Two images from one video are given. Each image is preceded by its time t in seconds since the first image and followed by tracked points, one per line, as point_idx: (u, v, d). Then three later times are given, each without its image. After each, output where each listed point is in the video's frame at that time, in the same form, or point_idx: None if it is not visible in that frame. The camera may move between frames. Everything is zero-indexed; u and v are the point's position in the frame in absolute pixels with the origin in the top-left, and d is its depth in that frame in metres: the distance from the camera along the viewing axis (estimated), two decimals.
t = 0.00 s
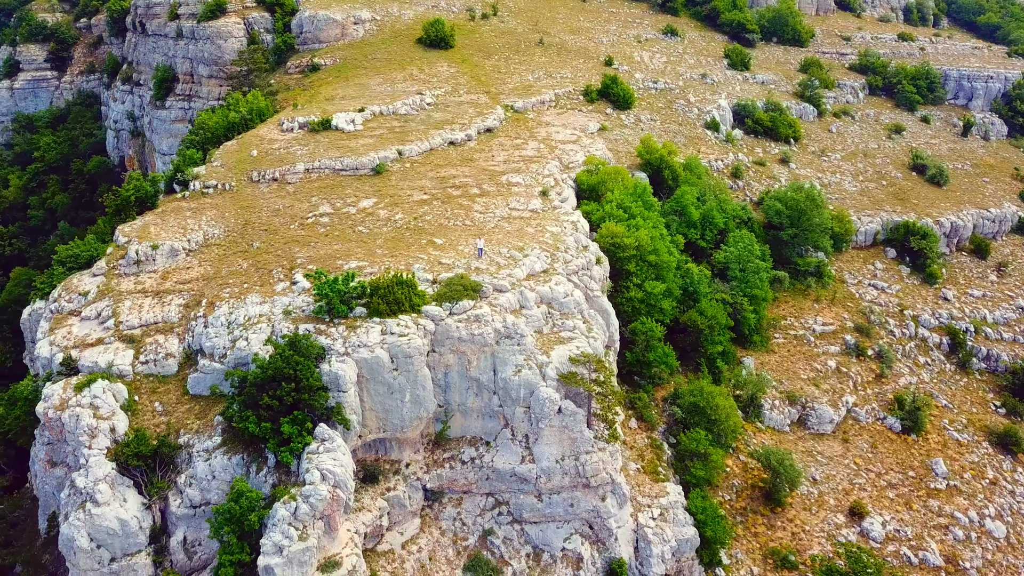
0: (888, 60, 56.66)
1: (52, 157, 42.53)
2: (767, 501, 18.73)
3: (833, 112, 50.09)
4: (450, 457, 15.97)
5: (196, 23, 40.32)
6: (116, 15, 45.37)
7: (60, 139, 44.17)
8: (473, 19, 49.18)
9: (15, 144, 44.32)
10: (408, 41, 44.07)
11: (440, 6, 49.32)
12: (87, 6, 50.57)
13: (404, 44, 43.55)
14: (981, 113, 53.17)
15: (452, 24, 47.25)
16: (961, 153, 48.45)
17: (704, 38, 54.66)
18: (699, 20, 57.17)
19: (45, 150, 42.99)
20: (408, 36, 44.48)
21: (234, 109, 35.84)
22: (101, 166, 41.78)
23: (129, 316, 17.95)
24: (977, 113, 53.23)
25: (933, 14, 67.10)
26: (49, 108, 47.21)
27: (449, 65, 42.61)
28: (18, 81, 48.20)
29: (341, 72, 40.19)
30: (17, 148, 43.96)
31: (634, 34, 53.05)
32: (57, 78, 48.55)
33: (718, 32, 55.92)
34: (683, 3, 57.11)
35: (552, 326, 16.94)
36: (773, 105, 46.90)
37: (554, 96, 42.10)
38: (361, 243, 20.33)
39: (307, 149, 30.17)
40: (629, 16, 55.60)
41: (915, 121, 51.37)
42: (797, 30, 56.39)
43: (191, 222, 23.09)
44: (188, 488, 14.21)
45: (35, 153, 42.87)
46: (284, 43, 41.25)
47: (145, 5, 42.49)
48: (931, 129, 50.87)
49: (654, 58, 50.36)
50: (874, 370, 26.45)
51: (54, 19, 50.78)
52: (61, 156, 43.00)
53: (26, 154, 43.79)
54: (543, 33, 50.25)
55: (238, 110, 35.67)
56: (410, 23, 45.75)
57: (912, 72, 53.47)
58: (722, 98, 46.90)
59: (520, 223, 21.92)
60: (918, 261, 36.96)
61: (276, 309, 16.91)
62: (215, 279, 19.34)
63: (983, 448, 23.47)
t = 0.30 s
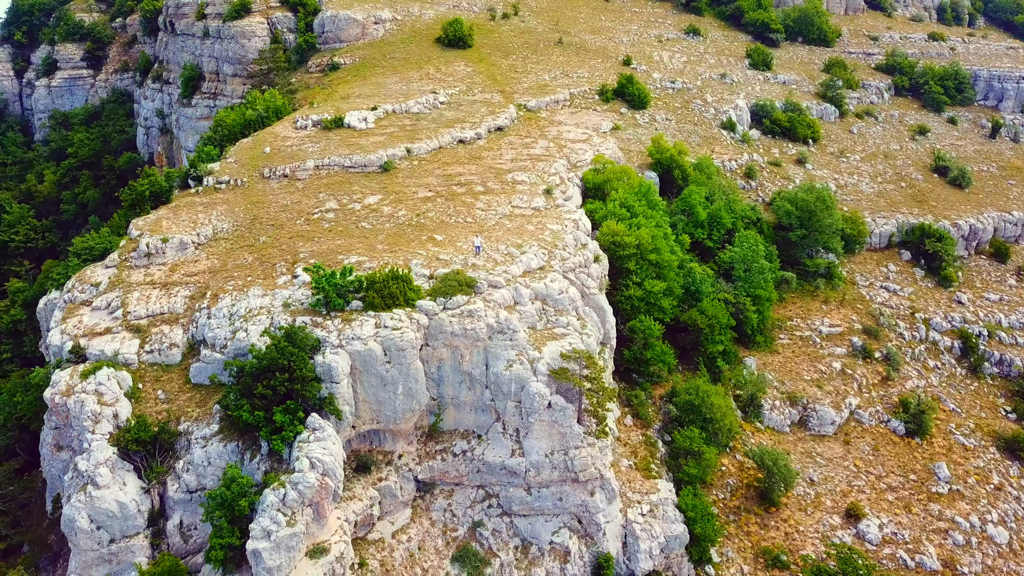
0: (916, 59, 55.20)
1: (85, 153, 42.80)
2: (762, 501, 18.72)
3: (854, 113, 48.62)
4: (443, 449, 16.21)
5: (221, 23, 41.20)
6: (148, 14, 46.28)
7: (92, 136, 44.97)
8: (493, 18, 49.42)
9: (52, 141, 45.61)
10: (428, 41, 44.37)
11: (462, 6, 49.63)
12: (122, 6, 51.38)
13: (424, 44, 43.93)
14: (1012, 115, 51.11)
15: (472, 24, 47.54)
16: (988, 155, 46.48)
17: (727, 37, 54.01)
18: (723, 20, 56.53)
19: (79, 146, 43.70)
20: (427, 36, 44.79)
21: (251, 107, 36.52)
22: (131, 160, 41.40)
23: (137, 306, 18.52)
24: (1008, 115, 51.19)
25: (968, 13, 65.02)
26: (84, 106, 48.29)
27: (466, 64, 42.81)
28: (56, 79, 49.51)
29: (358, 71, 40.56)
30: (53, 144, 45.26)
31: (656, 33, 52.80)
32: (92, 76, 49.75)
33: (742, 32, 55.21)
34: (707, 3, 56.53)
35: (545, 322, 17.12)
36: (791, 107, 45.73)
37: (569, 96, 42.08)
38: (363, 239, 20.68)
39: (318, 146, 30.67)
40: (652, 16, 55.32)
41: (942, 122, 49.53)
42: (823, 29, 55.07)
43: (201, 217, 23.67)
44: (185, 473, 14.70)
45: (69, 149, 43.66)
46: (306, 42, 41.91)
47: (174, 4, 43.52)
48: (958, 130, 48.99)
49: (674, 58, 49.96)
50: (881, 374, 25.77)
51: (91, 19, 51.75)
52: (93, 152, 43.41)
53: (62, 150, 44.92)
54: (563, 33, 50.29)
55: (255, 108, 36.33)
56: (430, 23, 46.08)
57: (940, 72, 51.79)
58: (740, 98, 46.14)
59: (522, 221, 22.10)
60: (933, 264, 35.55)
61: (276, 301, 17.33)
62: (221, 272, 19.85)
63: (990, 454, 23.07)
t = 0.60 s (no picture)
0: (938, 60, 54.21)
1: (110, 150, 44.00)
2: (752, 500, 18.75)
3: (873, 113, 48.05)
4: (431, 442, 16.44)
5: (241, 23, 41.93)
6: (175, 13, 46.99)
7: (119, 134, 45.93)
8: (508, 18, 49.65)
9: (81, 137, 46.51)
10: (442, 40, 44.68)
11: (478, 6, 49.90)
12: (150, 6, 51.75)
13: (438, 43, 44.24)
14: None
15: (486, 24, 47.82)
16: (1009, 157, 45.62)
17: (744, 37, 53.61)
18: (742, 20, 56.04)
19: (105, 143, 44.68)
20: (442, 36, 45.07)
21: (263, 105, 37.08)
22: (155, 156, 43.12)
23: (141, 298, 19.00)
24: None
25: (995, 13, 63.83)
26: (112, 103, 49.12)
27: (479, 64, 43.03)
28: (85, 77, 50.30)
29: (372, 70, 40.90)
30: (82, 140, 46.16)
31: (672, 33, 52.60)
32: (120, 74, 50.32)
33: (760, 32, 54.67)
34: (726, 2, 56.11)
35: (536, 318, 17.28)
36: (805, 106, 45.35)
37: (579, 95, 42.11)
38: (361, 235, 20.98)
39: (324, 144, 31.11)
40: (669, 16, 55.10)
41: (963, 123, 48.71)
42: (843, 29, 54.37)
43: (207, 212, 24.15)
44: (179, 461, 15.14)
45: (96, 146, 44.66)
46: (322, 41, 42.33)
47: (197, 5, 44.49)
48: (979, 131, 48.24)
49: (688, 58, 49.76)
50: (881, 376, 25.29)
51: (120, 19, 52.39)
52: (119, 149, 44.42)
53: (90, 147, 45.89)
54: (579, 33, 50.32)
55: (267, 106, 36.88)
56: (445, 22, 46.36)
57: (963, 73, 50.88)
58: (753, 98, 45.79)
59: (519, 218, 22.27)
60: (944, 266, 34.73)
61: (272, 294, 17.67)
62: (222, 266, 20.28)
63: (992, 458, 22.76)
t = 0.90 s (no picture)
0: (962, 60, 53.18)
1: (137, 147, 44.90)
2: (743, 498, 18.79)
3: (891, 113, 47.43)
4: (421, 435, 16.69)
5: (261, 22, 42.66)
6: (202, 13, 47.79)
7: (145, 131, 46.72)
8: (524, 18, 49.77)
9: (109, 135, 47.50)
10: (456, 40, 44.97)
11: (495, 6, 50.09)
12: (177, 5, 52.36)
13: (452, 42, 44.52)
14: None
15: (501, 23, 47.97)
16: None
17: (763, 36, 53.15)
18: (762, 19, 55.54)
19: (131, 140, 45.67)
20: (456, 35, 45.36)
21: (276, 103, 37.63)
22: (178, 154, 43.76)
23: (145, 289, 19.47)
24: None
25: None
26: (140, 101, 49.92)
27: (491, 63, 43.22)
28: (115, 76, 51.19)
29: (386, 69, 41.23)
30: (110, 138, 47.11)
31: (689, 33, 52.33)
32: (148, 73, 51.09)
33: (780, 31, 54.16)
34: (745, 2, 55.64)
35: (527, 314, 17.45)
36: (819, 106, 44.92)
37: (590, 94, 42.11)
38: (359, 231, 21.31)
39: (331, 141, 31.53)
40: (687, 15, 54.83)
41: (985, 124, 47.83)
42: (865, 28, 53.67)
43: (214, 207, 24.63)
44: (175, 448, 15.55)
45: (122, 143, 45.70)
46: (339, 40, 42.82)
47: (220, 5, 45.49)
48: (1001, 132, 47.36)
49: (704, 57, 49.51)
50: (882, 379, 25.00)
51: (149, 19, 53.05)
52: (144, 146, 45.38)
53: (117, 145, 46.53)
54: (594, 32, 50.30)
55: (279, 104, 37.41)
56: (460, 22, 46.62)
57: (986, 73, 49.96)
58: (766, 98, 45.45)
59: (518, 216, 22.44)
60: (954, 269, 33.96)
61: (270, 288, 18.04)
62: (225, 259, 20.70)
63: (994, 462, 22.46)
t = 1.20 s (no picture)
0: (987, 60, 52.15)
1: (162, 144, 45.82)
2: (735, 498, 18.84)
3: (911, 114, 46.79)
4: (413, 428, 16.94)
5: (281, 22, 43.42)
6: (228, 12, 48.62)
7: (171, 128, 47.63)
8: (540, 17, 49.89)
9: (138, 132, 48.43)
10: (470, 39, 45.25)
11: (512, 6, 50.28)
12: (206, 5, 53.21)
13: (466, 42, 44.81)
14: None
15: (516, 23, 48.16)
16: None
17: (782, 36, 52.69)
18: (782, 18, 55.00)
19: (158, 137, 46.57)
20: (471, 35, 45.64)
21: (289, 101, 38.17)
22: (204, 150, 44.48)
23: (151, 282, 19.93)
24: None
25: None
26: (167, 99, 50.84)
27: (504, 62, 43.41)
28: (144, 74, 52.12)
29: (401, 68, 41.57)
30: (138, 135, 48.04)
31: (707, 32, 52.07)
32: (176, 72, 51.92)
33: (800, 31, 53.63)
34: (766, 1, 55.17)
35: (519, 310, 17.63)
36: (835, 107, 44.45)
37: (602, 93, 42.13)
38: (359, 227, 21.65)
39: (339, 139, 31.96)
40: (706, 14, 54.56)
41: (1009, 125, 46.85)
42: (888, 28, 52.96)
43: (222, 202, 25.10)
44: (173, 436, 15.98)
45: (149, 140, 46.73)
46: (356, 40, 43.22)
47: (243, 5, 46.51)
48: None
49: (720, 57, 49.25)
50: (885, 381, 24.72)
51: (178, 18, 53.98)
52: (170, 143, 46.29)
53: (144, 142, 47.51)
54: (611, 32, 50.27)
55: (293, 102, 37.94)
56: (476, 21, 46.88)
57: (1011, 73, 48.92)
58: (780, 98, 45.07)
59: (517, 214, 22.60)
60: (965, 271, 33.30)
61: (269, 281, 18.39)
62: (229, 253, 21.12)
63: (997, 468, 22.14)
